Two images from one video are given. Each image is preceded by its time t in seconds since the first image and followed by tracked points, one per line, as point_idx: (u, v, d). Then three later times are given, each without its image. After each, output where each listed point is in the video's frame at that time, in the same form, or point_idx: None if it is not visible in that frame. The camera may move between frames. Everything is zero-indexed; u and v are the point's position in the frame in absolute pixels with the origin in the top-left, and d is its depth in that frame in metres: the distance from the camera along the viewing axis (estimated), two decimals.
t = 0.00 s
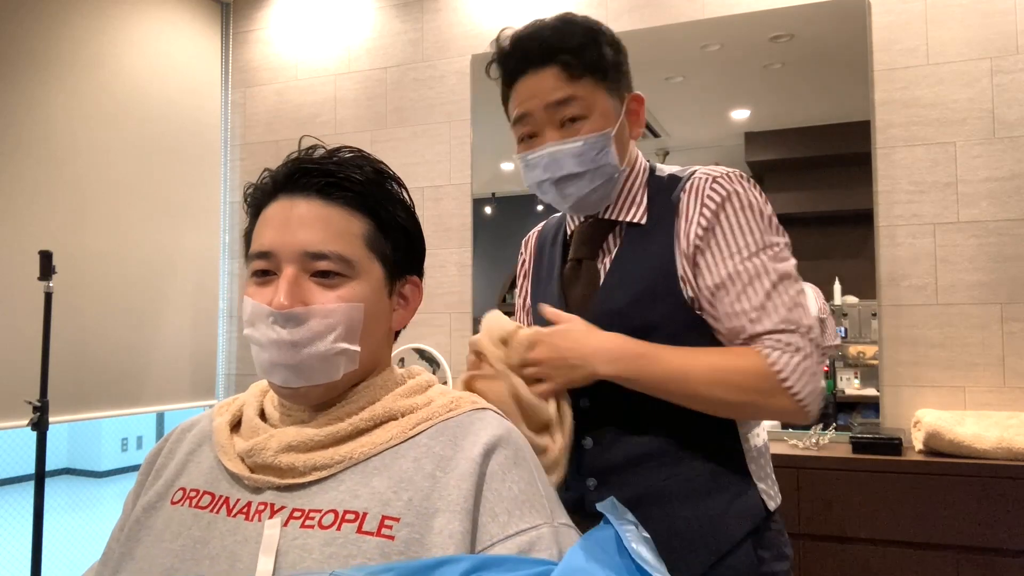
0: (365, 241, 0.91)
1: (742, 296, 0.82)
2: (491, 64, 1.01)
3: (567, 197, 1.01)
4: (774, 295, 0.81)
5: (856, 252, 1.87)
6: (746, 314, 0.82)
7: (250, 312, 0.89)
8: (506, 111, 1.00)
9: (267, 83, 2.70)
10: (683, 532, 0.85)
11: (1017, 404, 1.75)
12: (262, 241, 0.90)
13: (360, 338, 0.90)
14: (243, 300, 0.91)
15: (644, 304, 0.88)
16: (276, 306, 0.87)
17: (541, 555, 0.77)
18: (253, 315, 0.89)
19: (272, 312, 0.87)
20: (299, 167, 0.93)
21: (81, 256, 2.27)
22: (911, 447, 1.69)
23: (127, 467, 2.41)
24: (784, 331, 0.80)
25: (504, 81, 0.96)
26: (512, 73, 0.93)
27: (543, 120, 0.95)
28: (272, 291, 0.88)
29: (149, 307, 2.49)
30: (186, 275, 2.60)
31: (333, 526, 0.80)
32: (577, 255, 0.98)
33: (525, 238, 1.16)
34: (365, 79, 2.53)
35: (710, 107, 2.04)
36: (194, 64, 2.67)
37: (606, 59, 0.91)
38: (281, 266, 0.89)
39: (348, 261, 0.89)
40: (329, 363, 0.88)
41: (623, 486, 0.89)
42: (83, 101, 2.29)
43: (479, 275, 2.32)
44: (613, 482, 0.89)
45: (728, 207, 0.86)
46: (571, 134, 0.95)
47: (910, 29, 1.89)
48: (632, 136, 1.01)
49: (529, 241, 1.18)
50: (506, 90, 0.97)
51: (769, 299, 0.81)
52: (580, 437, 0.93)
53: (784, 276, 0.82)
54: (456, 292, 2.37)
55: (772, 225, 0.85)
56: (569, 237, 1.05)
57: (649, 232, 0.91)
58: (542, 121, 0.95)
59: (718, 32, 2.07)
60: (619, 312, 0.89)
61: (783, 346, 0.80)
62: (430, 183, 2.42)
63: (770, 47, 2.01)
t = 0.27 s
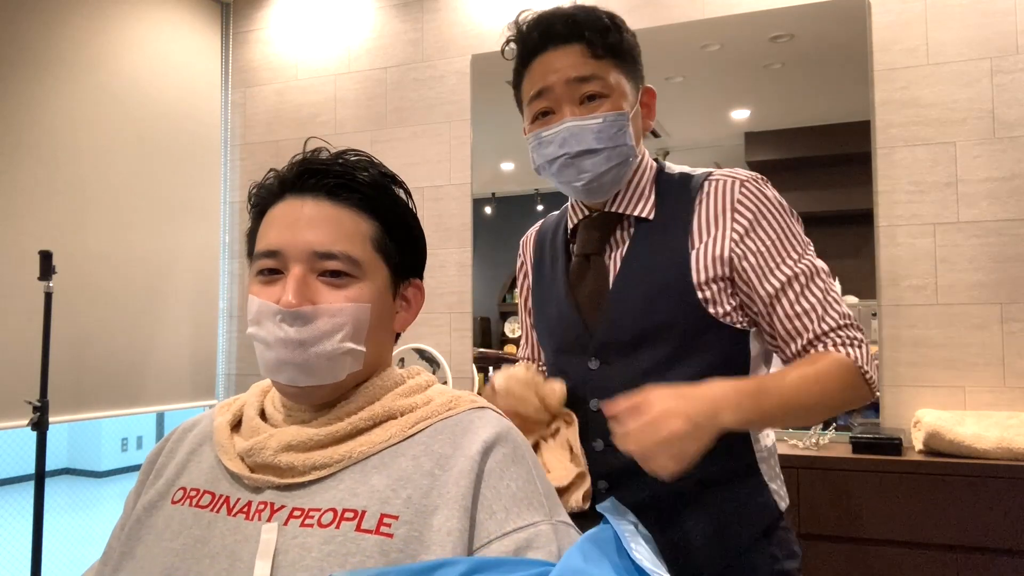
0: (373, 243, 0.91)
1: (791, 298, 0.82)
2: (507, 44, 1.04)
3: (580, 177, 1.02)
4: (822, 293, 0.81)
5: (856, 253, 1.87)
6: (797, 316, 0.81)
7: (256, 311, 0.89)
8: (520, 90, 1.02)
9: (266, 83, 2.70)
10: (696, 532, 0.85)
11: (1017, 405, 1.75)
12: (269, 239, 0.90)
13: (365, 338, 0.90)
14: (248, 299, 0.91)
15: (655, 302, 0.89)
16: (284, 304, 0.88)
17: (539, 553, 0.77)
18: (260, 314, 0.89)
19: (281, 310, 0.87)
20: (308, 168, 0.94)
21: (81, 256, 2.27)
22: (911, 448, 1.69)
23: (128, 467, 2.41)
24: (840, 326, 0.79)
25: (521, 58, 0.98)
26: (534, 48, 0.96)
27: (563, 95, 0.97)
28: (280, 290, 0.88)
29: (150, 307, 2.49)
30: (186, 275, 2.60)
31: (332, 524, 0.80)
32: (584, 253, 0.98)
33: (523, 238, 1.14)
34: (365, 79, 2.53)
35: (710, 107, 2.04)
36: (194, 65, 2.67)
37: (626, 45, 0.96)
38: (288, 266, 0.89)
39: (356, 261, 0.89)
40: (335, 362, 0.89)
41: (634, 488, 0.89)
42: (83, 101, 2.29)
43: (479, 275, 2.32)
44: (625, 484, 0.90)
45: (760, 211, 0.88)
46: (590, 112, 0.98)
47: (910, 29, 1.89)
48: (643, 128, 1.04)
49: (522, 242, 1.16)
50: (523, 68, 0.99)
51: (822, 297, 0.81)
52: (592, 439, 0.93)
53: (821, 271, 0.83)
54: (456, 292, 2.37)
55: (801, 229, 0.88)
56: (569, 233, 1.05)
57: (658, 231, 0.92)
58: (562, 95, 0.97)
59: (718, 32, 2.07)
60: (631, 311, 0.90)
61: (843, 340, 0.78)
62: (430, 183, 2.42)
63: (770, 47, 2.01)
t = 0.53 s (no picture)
0: (380, 245, 0.93)
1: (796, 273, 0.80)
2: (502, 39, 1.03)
3: (581, 181, 1.01)
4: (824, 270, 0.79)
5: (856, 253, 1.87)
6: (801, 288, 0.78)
7: (264, 310, 0.90)
8: (519, 91, 1.01)
9: (267, 82, 2.70)
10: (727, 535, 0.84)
11: (1017, 404, 1.75)
12: (279, 239, 0.91)
13: (372, 338, 0.91)
14: (256, 299, 0.91)
15: (669, 307, 0.87)
16: (293, 303, 0.88)
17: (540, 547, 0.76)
18: (268, 313, 0.90)
19: (290, 308, 0.87)
20: (317, 171, 0.95)
21: (81, 255, 2.27)
22: (912, 447, 1.69)
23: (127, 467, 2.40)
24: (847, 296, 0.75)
25: (521, 57, 0.97)
26: (534, 46, 0.95)
27: (563, 96, 0.97)
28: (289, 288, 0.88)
29: (150, 306, 2.49)
30: (186, 275, 2.60)
31: (335, 520, 0.81)
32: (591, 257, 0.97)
33: (511, 235, 1.14)
34: (365, 79, 2.53)
35: (710, 107, 2.04)
36: (194, 64, 2.67)
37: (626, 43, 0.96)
38: (297, 265, 0.90)
39: (364, 262, 0.91)
40: (343, 360, 0.89)
41: (663, 494, 0.87)
42: (84, 101, 2.29)
43: (479, 275, 2.32)
44: (654, 489, 0.88)
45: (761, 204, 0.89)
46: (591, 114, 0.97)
47: (910, 29, 1.89)
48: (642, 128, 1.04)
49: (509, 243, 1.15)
50: (521, 67, 0.98)
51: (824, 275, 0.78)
52: (615, 448, 0.91)
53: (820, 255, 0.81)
54: (456, 292, 2.37)
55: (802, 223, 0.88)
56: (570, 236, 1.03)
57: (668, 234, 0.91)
58: (563, 96, 0.97)
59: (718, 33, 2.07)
60: (647, 318, 0.88)
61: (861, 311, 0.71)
62: (430, 183, 2.42)
63: (770, 48, 2.02)
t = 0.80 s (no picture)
0: (386, 247, 0.93)
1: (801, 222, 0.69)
2: (500, 50, 0.94)
3: (600, 211, 0.88)
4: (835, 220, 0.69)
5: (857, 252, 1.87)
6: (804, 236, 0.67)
7: (271, 311, 0.90)
8: (522, 110, 0.88)
9: (267, 82, 2.70)
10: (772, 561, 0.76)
11: (1017, 405, 1.75)
12: (285, 241, 0.91)
13: (377, 340, 0.91)
14: (262, 300, 0.91)
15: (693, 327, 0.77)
16: (299, 303, 0.88)
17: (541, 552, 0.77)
18: (274, 314, 0.90)
19: (296, 308, 0.87)
20: (325, 174, 0.96)
21: (81, 255, 2.27)
22: (912, 447, 1.69)
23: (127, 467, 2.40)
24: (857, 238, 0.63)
25: (522, 72, 0.85)
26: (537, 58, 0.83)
27: (573, 115, 0.83)
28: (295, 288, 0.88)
29: (150, 306, 2.48)
30: (186, 275, 2.60)
31: (338, 522, 0.81)
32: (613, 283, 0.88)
33: (528, 241, 1.07)
34: (365, 79, 2.53)
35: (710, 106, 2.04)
36: (194, 64, 2.67)
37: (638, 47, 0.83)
38: (304, 266, 0.90)
39: (371, 263, 0.91)
40: (348, 361, 0.89)
41: (706, 518, 0.79)
42: (83, 101, 2.29)
43: (479, 275, 2.32)
44: (696, 513, 0.80)
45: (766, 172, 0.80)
46: (606, 132, 0.84)
47: (910, 29, 1.89)
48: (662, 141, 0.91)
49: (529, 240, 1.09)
50: (522, 82, 0.86)
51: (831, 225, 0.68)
52: (653, 473, 0.82)
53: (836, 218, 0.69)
54: (456, 292, 2.37)
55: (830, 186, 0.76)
56: (591, 251, 0.93)
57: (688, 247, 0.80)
58: (573, 115, 0.83)
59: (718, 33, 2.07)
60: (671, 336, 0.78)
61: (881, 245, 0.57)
62: (430, 183, 2.42)
63: (771, 47, 2.03)
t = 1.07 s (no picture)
0: (392, 249, 0.94)
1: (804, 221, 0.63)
2: (505, 70, 0.94)
3: (614, 245, 0.85)
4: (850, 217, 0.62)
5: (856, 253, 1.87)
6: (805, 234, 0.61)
7: (277, 310, 0.90)
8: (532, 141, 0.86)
9: (267, 82, 2.69)
10: None
11: (1017, 404, 1.75)
12: (292, 241, 0.91)
13: (383, 341, 0.91)
14: (267, 299, 0.91)
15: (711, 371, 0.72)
16: (307, 302, 0.88)
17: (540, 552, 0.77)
18: (281, 313, 0.89)
19: (305, 308, 0.87)
20: (330, 175, 0.96)
21: (81, 255, 2.27)
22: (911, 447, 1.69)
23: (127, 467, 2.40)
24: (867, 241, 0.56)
25: (530, 100, 0.84)
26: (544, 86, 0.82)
27: (583, 146, 0.81)
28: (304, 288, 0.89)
29: (149, 307, 2.48)
30: (185, 275, 2.60)
31: (339, 521, 0.81)
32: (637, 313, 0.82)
33: (556, 258, 1.04)
34: (365, 79, 2.53)
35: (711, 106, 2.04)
36: (194, 64, 2.67)
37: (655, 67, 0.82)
38: (312, 266, 0.91)
39: (378, 264, 0.91)
40: (355, 361, 0.89)
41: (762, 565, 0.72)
42: (83, 101, 2.29)
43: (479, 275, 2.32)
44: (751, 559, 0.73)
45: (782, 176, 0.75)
46: (620, 162, 0.82)
47: (910, 29, 1.89)
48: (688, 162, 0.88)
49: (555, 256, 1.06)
50: (530, 110, 0.85)
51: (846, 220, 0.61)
52: (699, 514, 0.76)
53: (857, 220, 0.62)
54: (456, 292, 2.37)
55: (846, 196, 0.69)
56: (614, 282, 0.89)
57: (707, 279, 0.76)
58: (583, 147, 0.81)
59: (718, 33, 2.07)
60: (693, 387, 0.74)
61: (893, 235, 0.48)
62: (430, 183, 2.42)
63: (770, 47, 2.03)
